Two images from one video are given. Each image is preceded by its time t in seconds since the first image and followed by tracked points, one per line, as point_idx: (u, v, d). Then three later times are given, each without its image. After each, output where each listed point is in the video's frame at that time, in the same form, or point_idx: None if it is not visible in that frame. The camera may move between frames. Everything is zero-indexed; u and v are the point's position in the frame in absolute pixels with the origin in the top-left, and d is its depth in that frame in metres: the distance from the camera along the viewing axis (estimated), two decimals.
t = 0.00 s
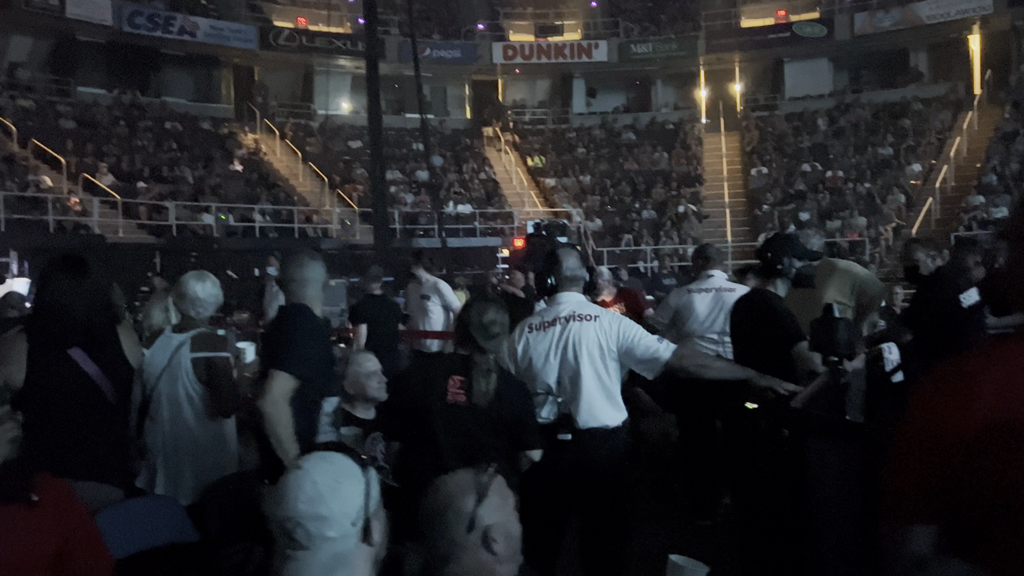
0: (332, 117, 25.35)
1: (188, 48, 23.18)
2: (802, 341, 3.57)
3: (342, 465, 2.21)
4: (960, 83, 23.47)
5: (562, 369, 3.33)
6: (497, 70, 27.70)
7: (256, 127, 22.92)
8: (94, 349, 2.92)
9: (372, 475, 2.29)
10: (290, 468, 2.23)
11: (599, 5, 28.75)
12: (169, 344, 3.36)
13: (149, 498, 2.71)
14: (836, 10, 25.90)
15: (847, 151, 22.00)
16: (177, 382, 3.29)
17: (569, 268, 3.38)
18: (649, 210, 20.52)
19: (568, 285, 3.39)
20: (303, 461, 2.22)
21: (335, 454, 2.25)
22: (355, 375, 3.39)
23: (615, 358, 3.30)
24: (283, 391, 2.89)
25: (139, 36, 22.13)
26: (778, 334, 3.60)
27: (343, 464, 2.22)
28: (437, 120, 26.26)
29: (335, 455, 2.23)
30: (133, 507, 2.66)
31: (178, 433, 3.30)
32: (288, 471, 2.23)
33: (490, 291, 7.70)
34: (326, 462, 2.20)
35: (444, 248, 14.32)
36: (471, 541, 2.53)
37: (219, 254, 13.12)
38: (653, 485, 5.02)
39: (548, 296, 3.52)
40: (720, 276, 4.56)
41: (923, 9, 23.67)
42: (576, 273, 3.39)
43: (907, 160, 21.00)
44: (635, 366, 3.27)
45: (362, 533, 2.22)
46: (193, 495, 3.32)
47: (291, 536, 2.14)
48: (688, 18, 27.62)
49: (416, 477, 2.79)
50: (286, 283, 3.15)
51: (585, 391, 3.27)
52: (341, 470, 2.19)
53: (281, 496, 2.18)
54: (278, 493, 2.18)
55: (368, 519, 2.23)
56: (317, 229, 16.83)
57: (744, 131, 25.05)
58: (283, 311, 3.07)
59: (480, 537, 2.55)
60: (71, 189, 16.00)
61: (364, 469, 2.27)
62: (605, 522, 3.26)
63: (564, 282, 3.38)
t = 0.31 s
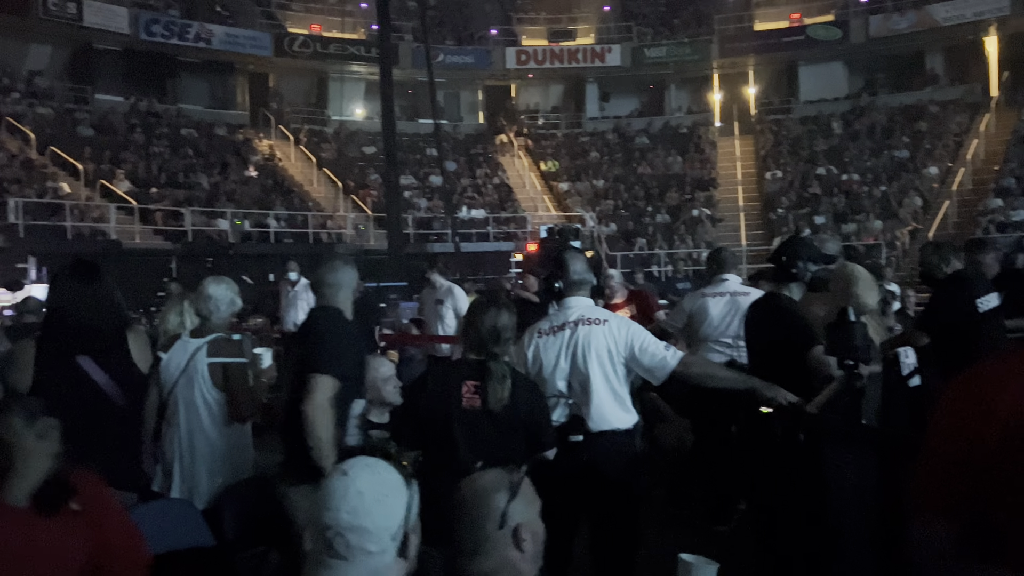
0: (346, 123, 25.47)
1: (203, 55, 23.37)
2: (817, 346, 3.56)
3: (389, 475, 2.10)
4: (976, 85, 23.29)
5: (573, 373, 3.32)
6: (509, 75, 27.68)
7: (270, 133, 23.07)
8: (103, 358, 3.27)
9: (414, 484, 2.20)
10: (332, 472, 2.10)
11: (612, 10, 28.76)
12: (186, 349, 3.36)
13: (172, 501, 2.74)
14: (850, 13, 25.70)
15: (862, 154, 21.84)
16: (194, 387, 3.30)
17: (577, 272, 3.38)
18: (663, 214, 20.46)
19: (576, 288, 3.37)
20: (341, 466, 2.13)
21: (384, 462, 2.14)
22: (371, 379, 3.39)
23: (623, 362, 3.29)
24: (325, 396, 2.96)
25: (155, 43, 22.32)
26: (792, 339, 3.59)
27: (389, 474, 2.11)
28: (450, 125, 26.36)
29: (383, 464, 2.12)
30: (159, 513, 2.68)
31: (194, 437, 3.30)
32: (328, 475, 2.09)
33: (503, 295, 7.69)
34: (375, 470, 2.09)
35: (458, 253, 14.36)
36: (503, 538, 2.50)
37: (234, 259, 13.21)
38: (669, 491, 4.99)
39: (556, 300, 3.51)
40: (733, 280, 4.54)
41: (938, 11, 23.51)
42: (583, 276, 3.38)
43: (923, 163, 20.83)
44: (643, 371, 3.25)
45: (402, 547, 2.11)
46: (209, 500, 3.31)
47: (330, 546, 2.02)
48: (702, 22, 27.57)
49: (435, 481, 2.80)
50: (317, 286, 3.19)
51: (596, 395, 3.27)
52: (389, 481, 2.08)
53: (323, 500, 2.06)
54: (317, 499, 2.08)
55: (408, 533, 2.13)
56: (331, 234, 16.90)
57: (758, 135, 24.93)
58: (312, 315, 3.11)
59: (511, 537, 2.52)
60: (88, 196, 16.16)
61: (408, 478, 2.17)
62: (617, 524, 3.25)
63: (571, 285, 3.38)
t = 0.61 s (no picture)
0: (353, 126, 25.50)
1: (211, 59, 23.45)
2: (827, 347, 3.51)
3: (403, 490, 1.90)
4: (987, 85, 23.13)
5: (581, 375, 3.27)
6: (516, 77, 27.62)
7: (278, 137, 23.14)
8: (106, 360, 2.97)
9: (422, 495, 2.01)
10: (338, 483, 1.88)
11: (620, 11, 28.72)
12: (195, 351, 3.36)
13: (181, 505, 2.85)
14: (859, 13, 25.58)
15: (871, 155, 21.73)
16: (202, 390, 3.28)
17: (583, 274, 3.36)
18: (671, 216, 20.40)
19: (582, 291, 3.36)
20: (349, 475, 1.91)
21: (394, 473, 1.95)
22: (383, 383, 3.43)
23: (631, 364, 3.23)
24: (364, 400, 2.98)
25: (164, 48, 22.40)
26: (801, 340, 3.55)
27: (403, 487, 1.91)
28: (458, 128, 26.39)
29: (396, 474, 1.93)
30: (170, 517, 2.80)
31: (201, 440, 3.28)
32: (333, 487, 1.87)
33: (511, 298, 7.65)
34: (389, 481, 1.89)
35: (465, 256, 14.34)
36: (521, 540, 2.59)
37: (243, 263, 13.22)
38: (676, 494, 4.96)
39: (563, 302, 3.49)
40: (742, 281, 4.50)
41: (949, 11, 23.41)
42: (589, 279, 3.37)
43: (933, 164, 20.68)
44: (649, 373, 3.20)
45: (414, 561, 1.93)
46: (218, 503, 3.29)
47: (340, 564, 1.80)
48: (710, 23, 27.51)
49: (439, 484, 2.74)
50: (327, 290, 3.19)
51: (605, 396, 3.21)
52: (404, 497, 1.88)
53: (326, 516, 1.85)
54: (324, 514, 1.86)
55: (418, 548, 1.94)
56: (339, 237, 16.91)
57: (767, 136, 24.83)
58: (323, 322, 3.15)
59: (530, 538, 2.62)
60: (98, 200, 16.23)
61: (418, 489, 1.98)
62: (624, 525, 3.22)
63: (577, 288, 3.36)
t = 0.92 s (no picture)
0: (356, 130, 25.55)
1: (214, 63, 23.52)
2: (830, 350, 3.49)
3: (393, 501, 1.84)
4: (990, 87, 23.11)
5: (584, 378, 3.25)
6: (518, 81, 27.63)
7: (282, 141, 23.21)
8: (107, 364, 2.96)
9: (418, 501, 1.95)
10: (325, 503, 1.82)
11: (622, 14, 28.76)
12: (199, 356, 3.35)
13: (184, 510, 2.86)
14: (861, 15, 25.55)
15: (874, 157, 21.71)
16: (205, 395, 3.27)
17: (584, 279, 3.35)
18: (674, 219, 20.37)
19: (584, 295, 3.35)
20: (338, 492, 1.85)
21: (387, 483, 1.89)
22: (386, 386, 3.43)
23: (632, 367, 3.21)
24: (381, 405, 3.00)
25: (166, 53, 22.45)
26: (805, 343, 3.53)
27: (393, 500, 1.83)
28: (461, 131, 26.48)
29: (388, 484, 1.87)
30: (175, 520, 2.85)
31: (203, 445, 3.27)
32: (321, 504, 1.82)
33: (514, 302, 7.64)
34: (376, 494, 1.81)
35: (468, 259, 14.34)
36: (525, 550, 2.19)
37: (246, 267, 13.22)
38: (683, 498, 4.95)
39: (566, 306, 3.48)
40: (744, 285, 4.48)
41: (951, 12, 23.24)
42: (591, 283, 3.35)
43: (936, 165, 20.63)
44: (650, 377, 3.18)
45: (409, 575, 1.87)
46: (217, 508, 3.27)
47: None
48: (711, 26, 27.57)
49: (444, 491, 2.73)
50: (325, 295, 3.18)
51: (608, 400, 3.19)
52: (394, 508, 1.81)
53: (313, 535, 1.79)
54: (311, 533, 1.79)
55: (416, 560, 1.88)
56: (342, 241, 16.91)
57: (769, 138, 24.82)
58: (325, 327, 3.16)
59: (533, 549, 2.22)
60: (101, 205, 16.24)
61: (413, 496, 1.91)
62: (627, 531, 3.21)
63: (580, 292, 3.35)
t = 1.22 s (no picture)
0: (354, 128, 25.51)
1: (211, 62, 23.46)
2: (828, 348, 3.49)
3: (357, 508, 1.76)
4: (988, 81, 23.06)
5: (579, 376, 3.25)
6: (516, 78, 27.55)
7: (279, 139, 23.16)
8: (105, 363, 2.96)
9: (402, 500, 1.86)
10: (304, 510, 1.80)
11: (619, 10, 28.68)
12: (197, 356, 3.35)
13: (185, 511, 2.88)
14: (859, 9, 25.52)
15: (872, 152, 21.68)
16: (202, 395, 3.25)
17: (578, 277, 3.33)
18: (673, 215, 20.35)
19: (578, 294, 3.33)
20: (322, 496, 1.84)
21: (364, 487, 1.83)
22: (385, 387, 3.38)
23: (626, 366, 3.21)
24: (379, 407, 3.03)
25: (163, 52, 22.40)
26: (803, 340, 3.52)
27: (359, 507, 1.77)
28: (459, 128, 26.45)
29: (360, 487, 1.82)
30: (175, 521, 2.86)
31: (200, 445, 3.25)
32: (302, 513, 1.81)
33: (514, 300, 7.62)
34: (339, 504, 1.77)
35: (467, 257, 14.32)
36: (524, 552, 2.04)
37: (244, 266, 13.20)
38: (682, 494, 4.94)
39: (561, 304, 3.46)
40: (741, 282, 4.46)
41: (949, 6, 23.21)
42: (585, 282, 3.34)
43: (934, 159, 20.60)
44: (644, 375, 3.18)
45: None
46: (215, 508, 3.26)
47: None
48: (709, 21, 27.55)
49: (445, 491, 2.73)
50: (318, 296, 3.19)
51: (602, 398, 3.19)
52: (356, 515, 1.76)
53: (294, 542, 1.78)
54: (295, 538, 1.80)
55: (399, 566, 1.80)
56: (340, 240, 16.88)
57: (768, 133, 24.78)
58: (319, 327, 3.15)
59: (533, 551, 2.06)
60: (99, 205, 16.20)
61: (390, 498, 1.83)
62: (626, 529, 3.19)
63: (574, 291, 3.33)
